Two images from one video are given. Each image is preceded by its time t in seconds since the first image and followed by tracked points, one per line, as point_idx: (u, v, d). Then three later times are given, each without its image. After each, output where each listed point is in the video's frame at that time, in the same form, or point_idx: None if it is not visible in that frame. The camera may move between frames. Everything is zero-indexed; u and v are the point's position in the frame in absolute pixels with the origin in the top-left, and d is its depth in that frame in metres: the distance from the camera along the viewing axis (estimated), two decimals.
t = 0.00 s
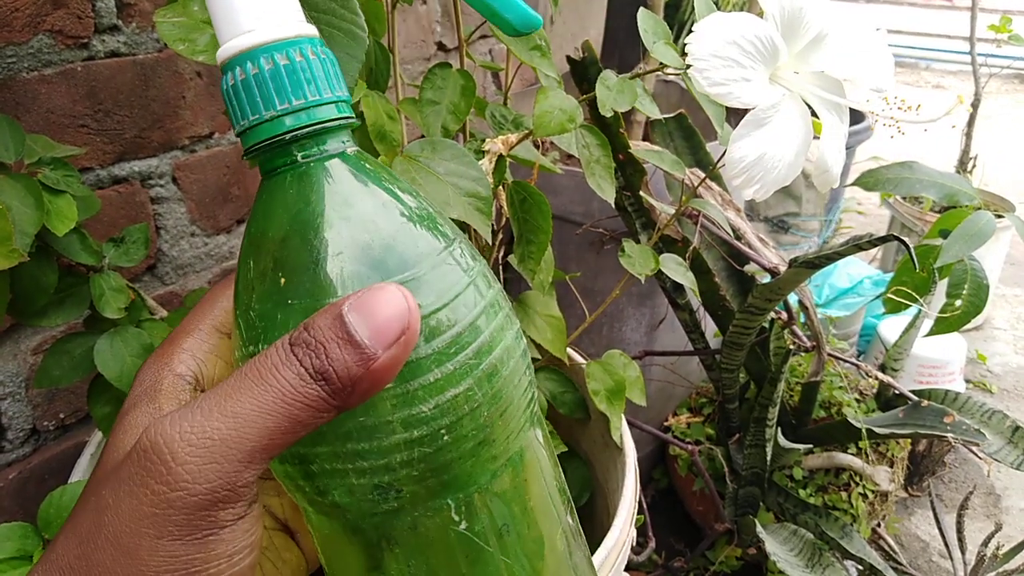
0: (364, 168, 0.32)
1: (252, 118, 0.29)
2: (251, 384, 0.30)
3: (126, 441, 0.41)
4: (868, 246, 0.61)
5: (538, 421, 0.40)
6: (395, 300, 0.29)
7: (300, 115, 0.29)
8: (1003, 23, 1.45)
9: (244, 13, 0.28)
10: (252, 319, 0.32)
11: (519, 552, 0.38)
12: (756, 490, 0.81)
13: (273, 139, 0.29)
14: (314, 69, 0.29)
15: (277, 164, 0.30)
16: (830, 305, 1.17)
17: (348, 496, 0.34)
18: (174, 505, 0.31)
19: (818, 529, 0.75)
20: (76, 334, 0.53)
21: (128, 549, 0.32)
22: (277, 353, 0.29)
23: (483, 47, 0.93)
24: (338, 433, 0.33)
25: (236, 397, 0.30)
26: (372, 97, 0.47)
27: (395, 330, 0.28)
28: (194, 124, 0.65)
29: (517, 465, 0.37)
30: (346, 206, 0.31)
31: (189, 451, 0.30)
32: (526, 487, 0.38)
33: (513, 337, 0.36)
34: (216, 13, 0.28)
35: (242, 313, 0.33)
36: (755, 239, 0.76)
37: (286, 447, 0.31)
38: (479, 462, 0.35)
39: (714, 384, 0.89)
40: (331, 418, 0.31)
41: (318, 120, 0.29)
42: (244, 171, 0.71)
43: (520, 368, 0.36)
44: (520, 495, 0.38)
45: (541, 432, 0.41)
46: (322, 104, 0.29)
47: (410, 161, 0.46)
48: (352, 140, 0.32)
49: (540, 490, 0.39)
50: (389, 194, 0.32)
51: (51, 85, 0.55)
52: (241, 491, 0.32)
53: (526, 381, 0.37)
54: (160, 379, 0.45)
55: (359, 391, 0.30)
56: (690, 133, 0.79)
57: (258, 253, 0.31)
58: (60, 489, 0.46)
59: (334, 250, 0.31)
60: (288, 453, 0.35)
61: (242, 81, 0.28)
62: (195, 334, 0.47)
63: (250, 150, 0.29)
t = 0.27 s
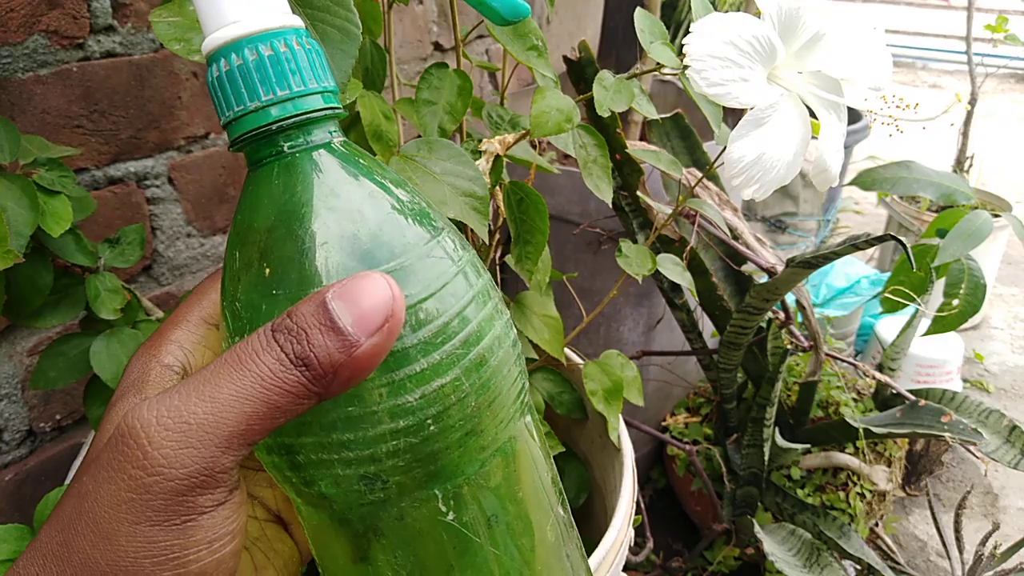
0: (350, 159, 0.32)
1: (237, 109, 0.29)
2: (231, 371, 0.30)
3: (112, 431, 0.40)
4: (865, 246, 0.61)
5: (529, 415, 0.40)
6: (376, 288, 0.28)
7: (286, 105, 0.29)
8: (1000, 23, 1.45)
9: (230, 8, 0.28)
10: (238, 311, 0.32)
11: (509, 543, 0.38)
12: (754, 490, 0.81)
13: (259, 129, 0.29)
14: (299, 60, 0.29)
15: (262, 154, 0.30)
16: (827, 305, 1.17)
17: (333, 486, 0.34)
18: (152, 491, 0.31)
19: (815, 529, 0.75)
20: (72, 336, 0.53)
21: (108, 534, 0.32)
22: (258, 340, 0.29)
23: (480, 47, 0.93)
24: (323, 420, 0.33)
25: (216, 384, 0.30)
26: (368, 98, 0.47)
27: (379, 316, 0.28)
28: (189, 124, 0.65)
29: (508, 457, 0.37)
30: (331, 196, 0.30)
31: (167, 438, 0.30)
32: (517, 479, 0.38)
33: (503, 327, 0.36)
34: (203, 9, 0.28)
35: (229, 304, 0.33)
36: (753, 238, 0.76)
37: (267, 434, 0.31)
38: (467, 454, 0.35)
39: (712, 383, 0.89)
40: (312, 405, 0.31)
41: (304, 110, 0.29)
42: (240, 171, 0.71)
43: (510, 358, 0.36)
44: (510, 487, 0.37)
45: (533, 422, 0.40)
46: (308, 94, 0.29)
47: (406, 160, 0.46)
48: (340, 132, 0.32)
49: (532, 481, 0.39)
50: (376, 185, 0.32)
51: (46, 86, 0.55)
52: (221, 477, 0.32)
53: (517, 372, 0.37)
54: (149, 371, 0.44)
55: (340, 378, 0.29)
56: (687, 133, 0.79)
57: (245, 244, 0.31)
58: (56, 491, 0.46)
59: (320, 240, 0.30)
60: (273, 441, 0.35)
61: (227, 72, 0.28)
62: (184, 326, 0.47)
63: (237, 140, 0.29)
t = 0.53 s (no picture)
0: (362, 170, 0.32)
1: (247, 115, 0.28)
2: (235, 383, 0.30)
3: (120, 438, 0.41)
4: (865, 246, 0.61)
5: (530, 431, 0.40)
6: (380, 301, 0.28)
7: (296, 113, 0.28)
8: (1000, 23, 1.45)
9: (244, 9, 0.28)
10: (244, 319, 0.32)
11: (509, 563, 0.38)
12: (754, 490, 0.81)
13: (269, 136, 0.29)
14: (311, 66, 0.29)
15: (272, 160, 0.30)
16: (827, 305, 1.17)
17: (336, 500, 0.34)
18: (159, 502, 0.31)
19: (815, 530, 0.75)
20: (71, 336, 0.53)
21: (115, 545, 0.32)
22: (263, 352, 0.29)
23: (480, 47, 0.93)
24: (329, 436, 0.33)
25: (221, 396, 0.30)
26: (368, 98, 0.47)
27: (385, 329, 0.28)
28: (189, 124, 0.65)
29: (509, 475, 0.37)
30: (341, 209, 0.30)
31: (174, 449, 0.30)
32: (519, 497, 0.38)
33: (507, 345, 0.36)
34: (217, 9, 0.28)
35: (236, 314, 0.33)
36: (753, 239, 0.76)
37: (273, 446, 0.31)
38: (471, 471, 0.35)
39: (712, 384, 0.89)
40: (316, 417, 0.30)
41: (315, 117, 0.29)
42: (240, 171, 0.71)
43: (514, 376, 0.36)
44: (512, 506, 0.37)
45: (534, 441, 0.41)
46: (319, 102, 0.29)
47: (406, 161, 0.46)
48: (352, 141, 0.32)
49: (532, 501, 0.39)
50: (386, 198, 0.32)
51: (47, 86, 0.55)
52: (227, 488, 0.32)
53: (519, 389, 0.37)
54: (150, 378, 0.44)
55: (345, 391, 0.29)
56: (687, 133, 0.79)
57: (255, 254, 0.31)
58: (56, 492, 0.46)
59: (331, 255, 0.30)
60: (278, 452, 0.35)
61: (238, 76, 0.28)
62: (186, 332, 0.47)
63: (247, 145, 0.29)
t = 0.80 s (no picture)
0: (398, 169, 0.32)
1: (289, 115, 0.29)
2: (276, 377, 0.30)
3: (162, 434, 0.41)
4: (865, 246, 0.61)
5: (563, 428, 0.40)
6: (420, 295, 0.28)
7: (335, 113, 0.29)
8: (1000, 23, 1.45)
9: (285, 9, 0.28)
10: (283, 316, 0.32)
11: (541, 558, 0.38)
12: (754, 490, 0.81)
13: (309, 136, 0.29)
14: (350, 66, 0.29)
15: (309, 159, 0.30)
16: (827, 305, 1.17)
17: (374, 497, 0.34)
18: (204, 494, 0.32)
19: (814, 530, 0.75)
20: (71, 336, 0.53)
21: (161, 536, 0.32)
22: (303, 347, 0.29)
23: (480, 47, 0.93)
24: (366, 433, 0.33)
25: (261, 391, 0.30)
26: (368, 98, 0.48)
27: (423, 322, 0.28)
28: (189, 124, 0.65)
29: (541, 471, 0.37)
30: (379, 209, 0.31)
31: (217, 443, 0.31)
32: (549, 493, 0.38)
33: (541, 343, 0.36)
34: (257, 11, 0.28)
35: (275, 311, 0.33)
36: (753, 239, 0.76)
37: (313, 440, 0.31)
38: (506, 468, 0.35)
39: (712, 383, 0.89)
40: (355, 411, 0.30)
41: (354, 118, 0.29)
42: (240, 171, 0.71)
43: (547, 373, 0.36)
44: (544, 501, 0.37)
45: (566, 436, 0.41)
46: (358, 102, 0.29)
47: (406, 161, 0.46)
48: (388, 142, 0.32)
49: (563, 496, 0.39)
50: (422, 198, 0.32)
51: (46, 86, 0.55)
52: (269, 481, 0.32)
53: (552, 386, 0.37)
54: (192, 375, 0.45)
55: (383, 386, 0.29)
56: (687, 132, 0.79)
57: (293, 252, 0.31)
58: (57, 491, 0.46)
59: (368, 254, 0.31)
60: (315, 448, 0.35)
61: (279, 76, 0.28)
62: (224, 330, 0.48)
63: (285, 144, 0.29)
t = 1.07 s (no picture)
0: (403, 173, 0.32)
1: (295, 120, 0.29)
2: (278, 384, 0.30)
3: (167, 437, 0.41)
4: (865, 246, 0.61)
5: (565, 434, 0.40)
6: (422, 303, 0.29)
7: (343, 119, 0.29)
8: (1000, 23, 1.45)
9: (295, 15, 0.28)
10: (287, 323, 0.33)
11: (540, 564, 0.37)
12: (754, 490, 0.81)
13: (317, 141, 0.29)
14: (358, 72, 0.29)
15: (316, 166, 0.30)
16: (827, 305, 1.17)
17: (374, 502, 0.34)
18: (207, 499, 0.32)
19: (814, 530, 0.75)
20: (71, 336, 0.53)
21: (164, 540, 0.32)
22: (305, 353, 0.29)
23: (480, 47, 0.93)
24: (367, 439, 0.33)
25: (264, 397, 0.30)
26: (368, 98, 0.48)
27: (425, 329, 0.28)
28: (189, 124, 0.65)
29: (542, 477, 0.37)
30: (385, 215, 0.31)
31: (220, 449, 0.31)
32: (550, 499, 0.38)
33: (544, 351, 0.36)
34: (266, 15, 0.28)
35: (279, 317, 0.33)
36: (753, 239, 0.76)
37: (315, 445, 0.31)
38: (506, 474, 0.35)
39: (712, 384, 0.89)
40: (356, 417, 0.30)
41: (362, 123, 0.29)
42: (240, 171, 0.71)
43: (549, 380, 0.36)
44: (544, 507, 0.37)
45: (568, 442, 0.40)
46: (365, 108, 0.29)
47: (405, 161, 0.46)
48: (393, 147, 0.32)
49: (565, 501, 0.39)
50: (428, 203, 0.32)
51: (46, 86, 0.55)
52: (272, 485, 0.32)
53: (554, 392, 0.37)
54: (197, 378, 0.44)
55: (386, 392, 0.29)
56: (687, 133, 0.79)
57: (298, 258, 0.31)
58: (57, 491, 0.46)
59: (374, 259, 0.31)
60: (318, 453, 0.35)
61: (286, 81, 0.28)
62: (230, 332, 0.48)
63: (293, 150, 0.30)
